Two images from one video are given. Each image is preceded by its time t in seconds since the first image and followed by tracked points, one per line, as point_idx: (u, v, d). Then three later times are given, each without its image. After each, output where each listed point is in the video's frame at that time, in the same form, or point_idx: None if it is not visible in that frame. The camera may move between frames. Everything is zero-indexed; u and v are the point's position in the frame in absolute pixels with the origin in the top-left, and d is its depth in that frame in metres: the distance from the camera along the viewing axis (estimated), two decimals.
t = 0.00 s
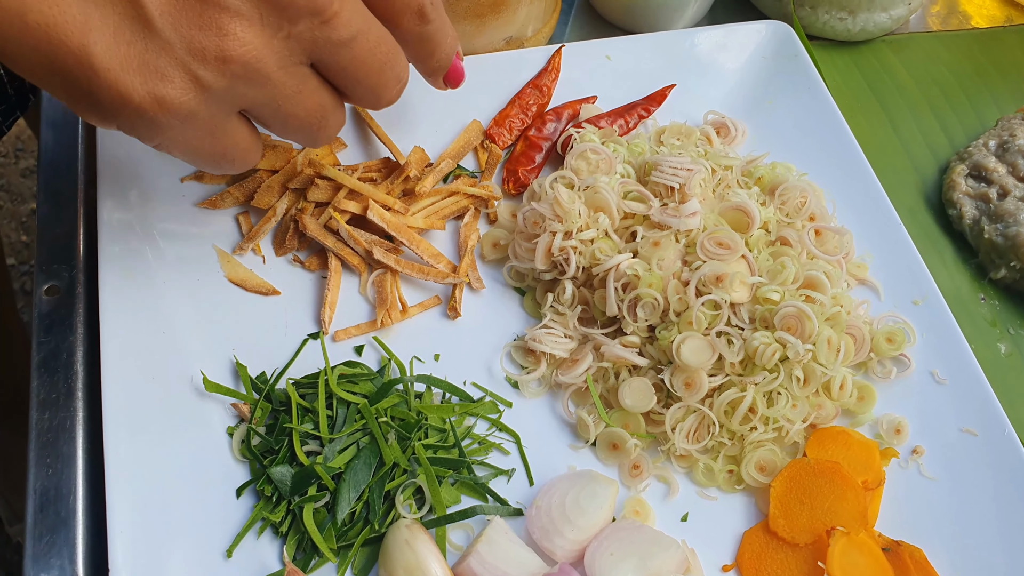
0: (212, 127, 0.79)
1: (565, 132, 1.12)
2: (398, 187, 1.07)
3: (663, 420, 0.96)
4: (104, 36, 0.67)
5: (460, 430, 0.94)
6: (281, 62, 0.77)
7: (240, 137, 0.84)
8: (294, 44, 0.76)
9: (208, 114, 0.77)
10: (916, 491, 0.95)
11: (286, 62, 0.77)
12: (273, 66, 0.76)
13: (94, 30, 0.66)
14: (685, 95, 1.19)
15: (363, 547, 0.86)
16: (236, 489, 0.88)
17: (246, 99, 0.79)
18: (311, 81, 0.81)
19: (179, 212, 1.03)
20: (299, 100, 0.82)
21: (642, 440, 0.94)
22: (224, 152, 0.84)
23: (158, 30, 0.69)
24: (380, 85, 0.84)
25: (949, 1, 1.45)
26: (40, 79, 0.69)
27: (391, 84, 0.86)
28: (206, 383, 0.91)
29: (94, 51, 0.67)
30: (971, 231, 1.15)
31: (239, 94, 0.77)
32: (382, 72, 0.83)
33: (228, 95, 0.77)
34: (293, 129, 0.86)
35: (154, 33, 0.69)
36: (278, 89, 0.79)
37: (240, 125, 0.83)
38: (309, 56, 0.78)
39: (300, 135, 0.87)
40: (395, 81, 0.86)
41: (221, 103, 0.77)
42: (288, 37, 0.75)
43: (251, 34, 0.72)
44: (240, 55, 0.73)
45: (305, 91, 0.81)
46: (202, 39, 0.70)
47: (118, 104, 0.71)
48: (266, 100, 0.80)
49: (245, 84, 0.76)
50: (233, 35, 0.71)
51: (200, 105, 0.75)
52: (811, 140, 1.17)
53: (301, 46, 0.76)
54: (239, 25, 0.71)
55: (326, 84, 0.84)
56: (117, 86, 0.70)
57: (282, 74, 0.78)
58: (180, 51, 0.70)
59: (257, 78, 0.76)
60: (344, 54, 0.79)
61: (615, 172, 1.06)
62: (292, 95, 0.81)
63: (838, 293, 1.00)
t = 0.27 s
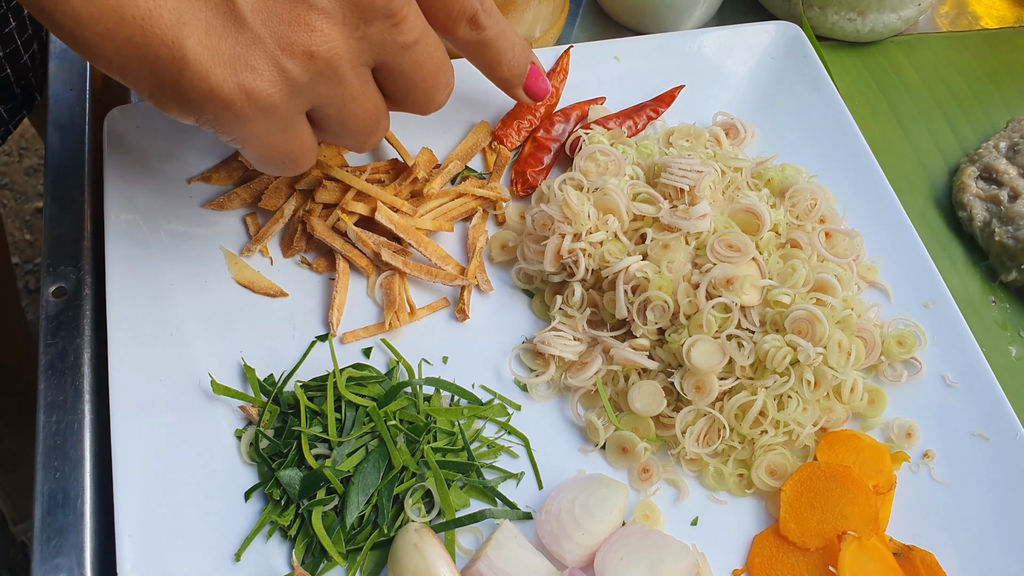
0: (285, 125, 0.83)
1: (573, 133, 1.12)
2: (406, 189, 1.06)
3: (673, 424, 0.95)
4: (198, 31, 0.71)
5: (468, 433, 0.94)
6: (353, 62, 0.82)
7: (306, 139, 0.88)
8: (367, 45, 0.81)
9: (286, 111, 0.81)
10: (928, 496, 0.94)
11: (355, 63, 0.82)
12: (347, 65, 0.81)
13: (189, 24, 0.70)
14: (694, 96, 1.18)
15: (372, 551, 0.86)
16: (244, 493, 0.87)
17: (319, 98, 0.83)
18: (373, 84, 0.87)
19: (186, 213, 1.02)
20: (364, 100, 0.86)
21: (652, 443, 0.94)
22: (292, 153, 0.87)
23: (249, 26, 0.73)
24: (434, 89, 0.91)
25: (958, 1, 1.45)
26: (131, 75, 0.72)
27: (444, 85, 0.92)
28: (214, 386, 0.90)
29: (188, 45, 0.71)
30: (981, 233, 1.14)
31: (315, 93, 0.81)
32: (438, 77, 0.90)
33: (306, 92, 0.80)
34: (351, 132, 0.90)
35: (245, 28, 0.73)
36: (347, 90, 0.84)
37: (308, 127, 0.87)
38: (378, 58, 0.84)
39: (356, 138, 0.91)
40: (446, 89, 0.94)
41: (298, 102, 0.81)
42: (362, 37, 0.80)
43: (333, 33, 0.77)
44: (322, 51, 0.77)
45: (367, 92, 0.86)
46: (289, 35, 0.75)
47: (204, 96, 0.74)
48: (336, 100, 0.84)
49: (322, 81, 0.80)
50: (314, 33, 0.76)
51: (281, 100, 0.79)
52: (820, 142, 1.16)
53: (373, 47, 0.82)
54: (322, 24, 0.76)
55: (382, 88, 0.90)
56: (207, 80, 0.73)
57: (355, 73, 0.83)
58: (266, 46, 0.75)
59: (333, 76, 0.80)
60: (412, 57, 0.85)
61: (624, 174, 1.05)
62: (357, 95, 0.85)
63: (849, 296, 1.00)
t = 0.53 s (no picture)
0: (278, 145, 0.84)
1: (581, 141, 1.11)
2: (415, 197, 1.07)
3: (683, 433, 0.95)
4: (197, 53, 0.73)
5: (477, 441, 0.93)
6: (346, 84, 0.83)
7: (297, 158, 0.89)
8: (361, 68, 0.83)
9: (281, 130, 0.82)
10: (937, 506, 0.93)
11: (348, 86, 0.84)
12: (340, 88, 0.83)
13: (188, 46, 0.72)
14: (701, 103, 1.18)
15: (381, 560, 0.86)
16: (254, 501, 0.87)
17: (313, 119, 0.84)
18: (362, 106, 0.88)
19: (195, 220, 1.03)
20: (353, 121, 0.88)
21: (661, 452, 0.94)
22: (284, 171, 0.88)
23: (248, 48, 0.75)
24: (415, 113, 0.94)
25: (966, 6, 1.44)
26: (128, 92, 0.74)
27: (424, 108, 0.95)
28: (224, 394, 0.90)
29: (187, 65, 0.73)
30: (990, 241, 1.14)
31: (309, 115, 0.83)
32: (423, 100, 0.93)
33: (300, 113, 0.82)
34: (341, 151, 0.92)
35: (244, 50, 0.75)
36: (340, 111, 0.85)
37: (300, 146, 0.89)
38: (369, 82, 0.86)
39: (344, 159, 0.93)
40: (428, 113, 0.97)
41: (292, 122, 0.83)
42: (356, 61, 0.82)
43: (331, 56, 0.79)
44: (319, 74, 0.79)
45: (356, 114, 0.88)
46: (286, 58, 0.77)
47: (201, 114, 0.76)
48: (328, 121, 0.86)
49: (316, 103, 0.82)
50: (312, 56, 0.78)
51: (277, 121, 0.80)
52: (828, 150, 1.16)
53: (367, 70, 0.84)
54: (320, 47, 0.78)
55: (368, 110, 0.92)
56: (204, 99, 0.75)
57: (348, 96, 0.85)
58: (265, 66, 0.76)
59: (327, 97, 0.82)
60: (399, 82, 0.87)
61: (632, 181, 1.05)
62: (346, 117, 0.87)
63: (858, 305, 1.00)
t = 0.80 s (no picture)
0: (253, 148, 0.85)
1: (589, 143, 1.11)
2: (422, 199, 1.06)
3: (693, 438, 0.94)
4: (172, 61, 0.73)
5: (486, 446, 0.93)
6: (321, 87, 0.84)
7: (271, 158, 0.90)
8: (334, 71, 0.84)
9: (258, 135, 0.83)
10: (949, 512, 0.92)
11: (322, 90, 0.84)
12: (314, 91, 0.83)
13: (163, 54, 0.73)
14: (710, 105, 1.18)
15: (390, 565, 0.85)
16: (261, 506, 0.87)
17: (288, 124, 0.85)
18: (334, 109, 0.89)
19: (201, 223, 1.02)
20: (326, 124, 0.89)
21: (671, 457, 0.93)
22: (257, 172, 0.89)
23: (224, 56, 0.75)
24: (389, 114, 0.95)
25: (975, 8, 1.43)
26: (99, 101, 0.74)
27: (397, 106, 0.95)
28: (231, 398, 0.90)
29: (162, 74, 0.73)
30: (1000, 244, 1.14)
31: (285, 120, 0.84)
32: (394, 101, 0.94)
33: (277, 118, 0.83)
34: (311, 152, 0.92)
35: (217, 58, 0.75)
36: (314, 115, 0.86)
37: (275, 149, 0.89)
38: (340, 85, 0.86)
39: (317, 158, 0.94)
40: (400, 113, 0.97)
41: (269, 127, 0.83)
42: (331, 63, 0.82)
43: (308, 63, 0.80)
44: (296, 81, 0.80)
45: (329, 117, 0.89)
46: (262, 65, 0.77)
47: (177, 123, 0.77)
48: (303, 126, 0.86)
49: (293, 109, 0.83)
50: (288, 61, 0.78)
51: (253, 126, 0.81)
52: (836, 153, 1.15)
53: (340, 74, 0.84)
54: (297, 53, 0.78)
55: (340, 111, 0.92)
56: (181, 109, 0.76)
57: (321, 99, 0.85)
58: (245, 76, 0.77)
59: (302, 102, 0.83)
60: (372, 83, 0.88)
61: (642, 184, 1.05)
62: (321, 118, 0.87)
63: (869, 309, 0.99)
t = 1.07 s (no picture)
0: (145, 118, 0.74)
1: (591, 144, 1.10)
2: (423, 201, 1.05)
3: (695, 441, 0.94)
4: (19, 25, 0.63)
5: (487, 448, 0.92)
6: (213, 46, 0.70)
7: (183, 128, 0.78)
8: (234, 24, 0.69)
9: (139, 105, 0.72)
10: (952, 515, 0.92)
11: (226, 47, 0.70)
12: (203, 50, 0.69)
13: (8, 18, 0.63)
14: (712, 106, 1.17)
15: (391, 569, 0.85)
16: (261, 509, 0.86)
17: (190, 87, 0.73)
18: (253, 66, 0.74)
19: (202, 224, 1.02)
20: (249, 87, 0.75)
21: (673, 460, 0.93)
22: (168, 143, 0.78)
23: (73, 17, 0.64)
24: (343, 67, 0.76)
25: (978, 9, 1.43)
26: None
27: (363, 67, 0.78)
28: (231, 401, 0.89)
29: (10, 40, 0.63)
30: (1004, 246, 1.13)
31: (182, 83, 0.72)
32: (341, 56, 0.75)
33: (158, 83, 0.70)
34: (243, 119, 0.79)
35: (68, 18, 0.64)
36: (217, 78, 0.73)
37: (184, 114, 0.78)
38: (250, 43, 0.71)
39: (257, 125, 0.80)
40: (358, 68, 0.77)
41: (154, 93, 0.71)
42: (219, 17, 0.68)
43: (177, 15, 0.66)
44: (160, 38, 0.66)
45: (252, 75, 0.74)
46: (118, 21, 0.65)
47: (41, 96, 0.67)
48: (207, 88, 0.73)
49: (175, 70, 0.70)
50: (151, 17, 0.65)
51: (129, 97, 0.70)
52: (839, 154, 1.15)
53: (244, 31, 0.69)
54: (162, 6, 0.65)
55: (280, 74, 0.77)
56: (38, 78, 0.66)
57: (224, 57, 0.71)
58: (98, 36, 0.65)
59: (187, 62, 0.69)
60: (298, 41, 0.71)
61: (644, 185, 1.04)
62: (233, 81, 0.73)
63: (872, 311, 0.99)
